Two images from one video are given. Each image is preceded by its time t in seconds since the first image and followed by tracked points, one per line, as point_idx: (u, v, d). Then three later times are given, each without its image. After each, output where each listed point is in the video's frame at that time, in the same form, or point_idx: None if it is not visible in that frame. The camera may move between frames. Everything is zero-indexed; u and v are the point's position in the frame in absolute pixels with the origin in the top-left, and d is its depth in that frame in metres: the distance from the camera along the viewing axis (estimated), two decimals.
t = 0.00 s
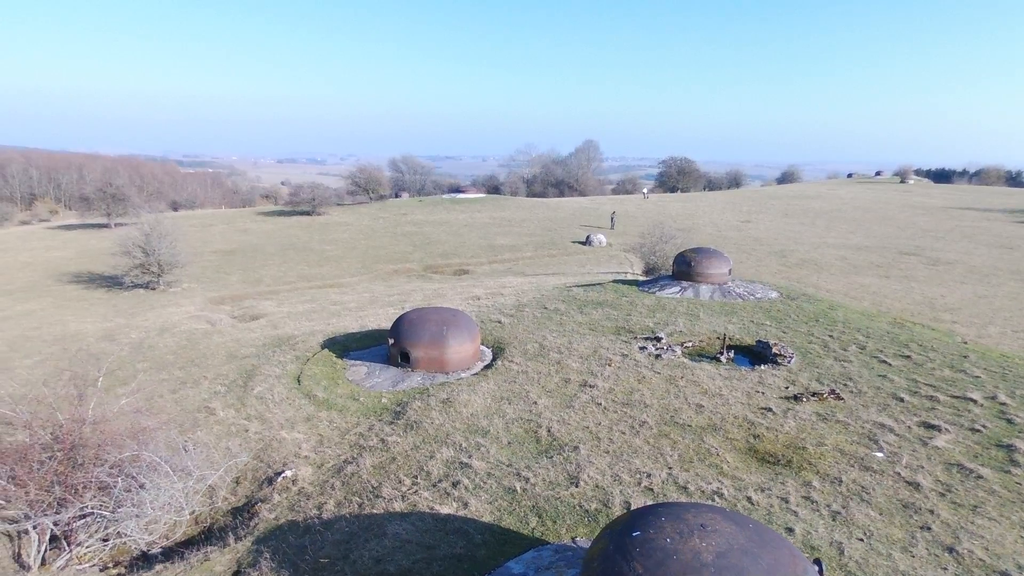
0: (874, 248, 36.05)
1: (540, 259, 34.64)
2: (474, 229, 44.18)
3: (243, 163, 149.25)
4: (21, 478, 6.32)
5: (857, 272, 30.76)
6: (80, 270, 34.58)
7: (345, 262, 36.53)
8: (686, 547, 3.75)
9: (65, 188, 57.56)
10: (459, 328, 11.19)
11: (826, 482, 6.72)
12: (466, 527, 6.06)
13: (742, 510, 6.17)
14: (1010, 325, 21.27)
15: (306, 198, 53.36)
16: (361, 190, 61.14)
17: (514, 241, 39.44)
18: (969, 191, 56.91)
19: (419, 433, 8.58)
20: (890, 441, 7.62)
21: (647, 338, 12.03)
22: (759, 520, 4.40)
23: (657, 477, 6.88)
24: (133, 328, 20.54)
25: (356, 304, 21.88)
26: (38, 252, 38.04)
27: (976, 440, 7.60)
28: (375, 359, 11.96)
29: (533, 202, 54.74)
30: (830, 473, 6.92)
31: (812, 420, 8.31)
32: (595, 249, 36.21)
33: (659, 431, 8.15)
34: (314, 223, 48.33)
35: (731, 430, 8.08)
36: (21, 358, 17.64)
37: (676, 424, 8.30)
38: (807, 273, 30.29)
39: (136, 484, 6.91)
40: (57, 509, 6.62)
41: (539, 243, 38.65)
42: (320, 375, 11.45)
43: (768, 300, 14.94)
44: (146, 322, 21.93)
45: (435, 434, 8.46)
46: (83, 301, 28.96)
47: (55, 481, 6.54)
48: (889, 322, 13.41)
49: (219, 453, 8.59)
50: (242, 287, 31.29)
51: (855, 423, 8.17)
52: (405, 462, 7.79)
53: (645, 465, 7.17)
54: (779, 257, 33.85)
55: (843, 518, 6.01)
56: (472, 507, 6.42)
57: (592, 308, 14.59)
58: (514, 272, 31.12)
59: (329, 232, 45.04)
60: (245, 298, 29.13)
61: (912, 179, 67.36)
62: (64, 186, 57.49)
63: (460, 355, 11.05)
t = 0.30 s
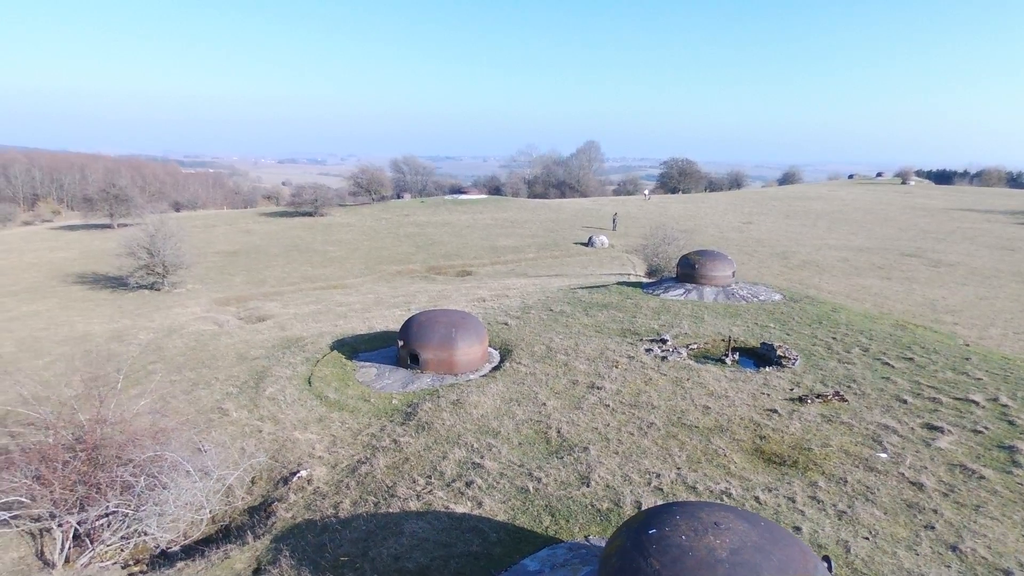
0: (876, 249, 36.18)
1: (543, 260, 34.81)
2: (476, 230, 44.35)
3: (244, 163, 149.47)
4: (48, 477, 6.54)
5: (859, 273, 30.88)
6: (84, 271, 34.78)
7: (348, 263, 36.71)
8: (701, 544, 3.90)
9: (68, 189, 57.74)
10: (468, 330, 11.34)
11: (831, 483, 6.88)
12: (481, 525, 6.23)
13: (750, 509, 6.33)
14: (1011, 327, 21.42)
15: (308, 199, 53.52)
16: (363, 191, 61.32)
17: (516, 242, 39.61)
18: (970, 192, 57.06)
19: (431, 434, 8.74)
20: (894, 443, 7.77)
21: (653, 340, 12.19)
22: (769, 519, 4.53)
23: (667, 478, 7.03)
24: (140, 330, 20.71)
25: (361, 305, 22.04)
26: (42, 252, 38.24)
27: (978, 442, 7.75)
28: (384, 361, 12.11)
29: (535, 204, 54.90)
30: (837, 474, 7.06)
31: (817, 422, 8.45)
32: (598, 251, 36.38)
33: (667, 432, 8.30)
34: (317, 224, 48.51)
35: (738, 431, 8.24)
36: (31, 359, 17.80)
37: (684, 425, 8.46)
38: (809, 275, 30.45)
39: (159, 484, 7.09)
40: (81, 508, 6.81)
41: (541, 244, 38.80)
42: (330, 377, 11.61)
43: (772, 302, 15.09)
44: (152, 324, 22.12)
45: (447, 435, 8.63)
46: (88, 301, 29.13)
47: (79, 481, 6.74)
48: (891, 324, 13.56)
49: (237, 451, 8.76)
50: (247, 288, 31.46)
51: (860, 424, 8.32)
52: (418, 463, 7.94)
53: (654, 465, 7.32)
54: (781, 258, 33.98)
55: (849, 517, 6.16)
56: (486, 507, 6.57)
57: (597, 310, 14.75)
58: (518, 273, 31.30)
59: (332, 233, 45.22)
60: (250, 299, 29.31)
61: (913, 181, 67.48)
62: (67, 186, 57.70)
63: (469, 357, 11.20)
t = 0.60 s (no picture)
0: (879, 250, 36.30)
1: (547, 262, 35.01)
2: (481, 231, 44.58)
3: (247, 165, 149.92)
4: (78, 471, 6.78)
5: (862, 274, 31.01)
6: (91, 272, 35.05)
7: (354, 264, 36.94)
8: (719, 533, 4.08)
9: (73, 190, 58.06)
10: (479, 330, 11.53)
11: (839, 478, 7.05)
12: (499, 519, 6.41)
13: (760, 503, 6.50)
14: (1014, 327, 21.57)
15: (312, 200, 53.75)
16: (367, 192, 61.62)
17: (521, 243, 39.84)
18: (974, 193, 57.16)
19: (446, 431, 8.93)
20: (900, 440, 7.93)
21: (661, 340, 12.36)
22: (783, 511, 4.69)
23: (679, 473, 7.20)
24: (150, 330, 20.92)
25: (369, 306, 22.25)
26: (49, 254, 38.55)
27: (983, 439, 7.91)
28: (396, 360, 12.31)
29: (538, 205, 55.14)
30: (844, 470, 7.24)
31: (824, 420, 8.62)
32: (602, 252, 36.57)
33: (678, 430, 8.48)
34: (321, 225, 48.77)
35: (746, 428, 8.41)
36: (43, 360, 18.00)
37: (693, 423, 8.64)
38: (813, 275, 30.60)
39: (184, 479, 7.31)
40: (109, 502, 7.04)
41: (545, 245, 38.97)
42: (344, 376, 11.80)
43: (777, 302, 15.25)
44: (162, 325, 22.34)
45: (461, 432, 8.81)
46: (96, 302, 29.38)
47: (107, 477, 6.97)
48: (896, 324, 13.70)
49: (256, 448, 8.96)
50: (254, 289, 31.70)
51: (866, 422, 8.48)
52: (434, 459, 8.13)
53: (666, 462, 7.50)
54: (785, 260, 34.11)
55: (857, 512, 6.33)
56: (503, 501, 6.77)
57: (604, 311, 14.93)
58: (522, 274, 31.53)
59: (337, 234, 45.47)
60: (257, 300, 29.54)
61: (916, 182, 67.54)
62: (73, 188, 58.04)
63: (480, 356, 11.39)
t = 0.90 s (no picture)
0: (883, 251, 36.45)
1: (552, 262, 35.25)
2: (485, 231, 44.83)
3: (250, 165, 150.45)
4: (109, 462, 7.05)
5: (865, 275, 31.19)
6: (99, 272, 35.36)
7: (359, 265, 37.19)
8: (734, 516, 4.29)
9: (78, 191, 58.39)
10: (490, 329, 11.76)
11: (845, 471, 7.26)
12: (517, 508, 6.64)
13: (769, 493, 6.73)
14: (1017, 327, 21.75)
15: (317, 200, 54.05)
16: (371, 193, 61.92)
17: (525, 243, 40.08)
18: (976, 193, 57.30)
19: (460, 426, 9.17)
20: (905, 435, 8.13)
21: (668, 338, 12.58)
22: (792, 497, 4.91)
23: (689, 466, 7.43)
24: (161, 329, 21.18)
25: (377, 305, 22.50)
26: (57, 254, 38.88)
27: (985, 434, 8.11)
28: (409, 358, 12.55)
29: (542, 205, 55.38)
30: (850, 463, 7.45)
31: (831, 415, 8.83)
32: (606, 252, 36.77)
33: (687, 424, 8.70)
34: (326, 225, 49.07)
35: (755, 423, 8.63)
36: (57, 359, 18.27)
37: (703, 418, 8.85)
38: (816, 276, 30.80)
39: (211, 470, 7.57)
40: (139, 492, 7.31)
41: (550, 246, 39.19)
42: (358, 373, 12.05)
43: (782, 302, 15.45)
44: (171, 324, 22.60)
45: (476, 427, 9.05)
46: (105, 302, 29.67)
47: (138, 468, 7.22)
48: (899, 323, 13.88)
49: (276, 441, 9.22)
50: (261, 289, 31.97)
51: (872, 417, 8.68)
52: (450, 453, 8.36)
53: (677, 455, 7.72)
54: (788, 260, 34.28)
55: (863, 502, 6.53)
56: (521, 492, 6.99)
57: (611, 310, 15.16)
58: (527, 274, 31.78)
59: (342, 234, 45.75)
60: (264, 299, 29.80)
61: (919, 182, 67.64)
62: (78, 188, 58.37)
63: (492, 354, 11.62)
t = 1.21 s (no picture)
0: (886, 250, 36.60)
1: (557, 261, 35.50)
2: (489, 231, 45.10)
3: (253, 166, 150.93)
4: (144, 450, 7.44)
5: (869, 274, 31.37)
6: (108, 271, 35.73)
7: (366, 264, 37.49)
8: (747, 494, 4.56)
9: (84, 191, 58.77)
10: (502, 324, 12.03)
11: (851, 459, 7.51)
12: (536, 494, 6.93)
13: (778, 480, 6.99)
14: (1020, 325, 21.93)
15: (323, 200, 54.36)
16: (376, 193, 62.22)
17: (530, 243, 40.33)
18: (980, 193, 57.38)
19: (476, 418, 9.45)
20: (908, 426, 8.38)
21: (676, 334, 12.84)
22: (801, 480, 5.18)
23: (700, 455, 7.70)
24: (173, 327, 21.50)
25: (386, 303, 22.78)
26: (65, 253, 39.26)
27: (987, 425, 8.35)
28: (422, 353, 12.83)
29: (546, 205, 55.59)
30: (855, 452, 7.70)
31: (837, 407, 9.08)
32: (611, 251, 37.00)
33: (697, 416, 8.97)
34: (332, 225, 49.38)
35: (762, 415, 8.89)
36: (72, 357, 18.60)
37: (712, 410, 9.12)
38: (820, 275, 31.00)
39: (239, 458, 7.93)
40: (171, 478, 7.70)
41: (554, 245, 39.42)
42: (373, 368, 12.34)
43: (788, 299, 15.70)
44: (183, 321, 22.93)
45: (492, 419, 9.33)
46: (115, 300, 30.04)
47: (170, 456, 7.60)
48: (903, 320, 14.09)
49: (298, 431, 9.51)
50: (269, 288, 32.29)
51: (877, 409, 8.93)
52: (468, 443, 8.65)
53: (688, 444, 7.99)
54: (792, 259, 34.45)
55: (868, 488, 6.79)
56: (538, 479, 7.28)
57: (619, 307, 15.42)
58: (533, 273, 32.03)
59: (348, 234, 46.08)
60: (273, 298, 30.12)
61: (923, 182, 67.67)
62: (84, 188, 58.75)
63: (504, 349, 11.90)
